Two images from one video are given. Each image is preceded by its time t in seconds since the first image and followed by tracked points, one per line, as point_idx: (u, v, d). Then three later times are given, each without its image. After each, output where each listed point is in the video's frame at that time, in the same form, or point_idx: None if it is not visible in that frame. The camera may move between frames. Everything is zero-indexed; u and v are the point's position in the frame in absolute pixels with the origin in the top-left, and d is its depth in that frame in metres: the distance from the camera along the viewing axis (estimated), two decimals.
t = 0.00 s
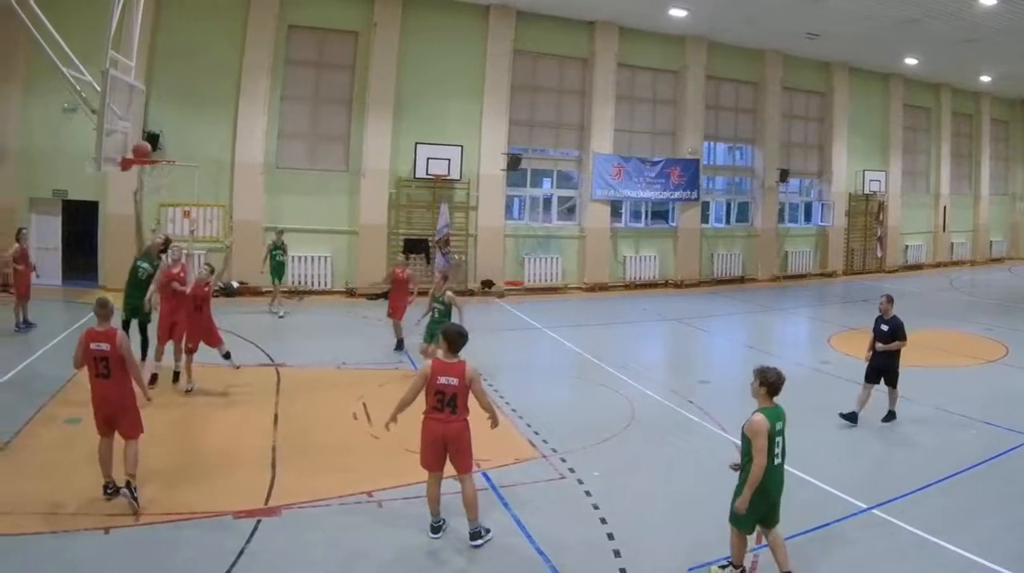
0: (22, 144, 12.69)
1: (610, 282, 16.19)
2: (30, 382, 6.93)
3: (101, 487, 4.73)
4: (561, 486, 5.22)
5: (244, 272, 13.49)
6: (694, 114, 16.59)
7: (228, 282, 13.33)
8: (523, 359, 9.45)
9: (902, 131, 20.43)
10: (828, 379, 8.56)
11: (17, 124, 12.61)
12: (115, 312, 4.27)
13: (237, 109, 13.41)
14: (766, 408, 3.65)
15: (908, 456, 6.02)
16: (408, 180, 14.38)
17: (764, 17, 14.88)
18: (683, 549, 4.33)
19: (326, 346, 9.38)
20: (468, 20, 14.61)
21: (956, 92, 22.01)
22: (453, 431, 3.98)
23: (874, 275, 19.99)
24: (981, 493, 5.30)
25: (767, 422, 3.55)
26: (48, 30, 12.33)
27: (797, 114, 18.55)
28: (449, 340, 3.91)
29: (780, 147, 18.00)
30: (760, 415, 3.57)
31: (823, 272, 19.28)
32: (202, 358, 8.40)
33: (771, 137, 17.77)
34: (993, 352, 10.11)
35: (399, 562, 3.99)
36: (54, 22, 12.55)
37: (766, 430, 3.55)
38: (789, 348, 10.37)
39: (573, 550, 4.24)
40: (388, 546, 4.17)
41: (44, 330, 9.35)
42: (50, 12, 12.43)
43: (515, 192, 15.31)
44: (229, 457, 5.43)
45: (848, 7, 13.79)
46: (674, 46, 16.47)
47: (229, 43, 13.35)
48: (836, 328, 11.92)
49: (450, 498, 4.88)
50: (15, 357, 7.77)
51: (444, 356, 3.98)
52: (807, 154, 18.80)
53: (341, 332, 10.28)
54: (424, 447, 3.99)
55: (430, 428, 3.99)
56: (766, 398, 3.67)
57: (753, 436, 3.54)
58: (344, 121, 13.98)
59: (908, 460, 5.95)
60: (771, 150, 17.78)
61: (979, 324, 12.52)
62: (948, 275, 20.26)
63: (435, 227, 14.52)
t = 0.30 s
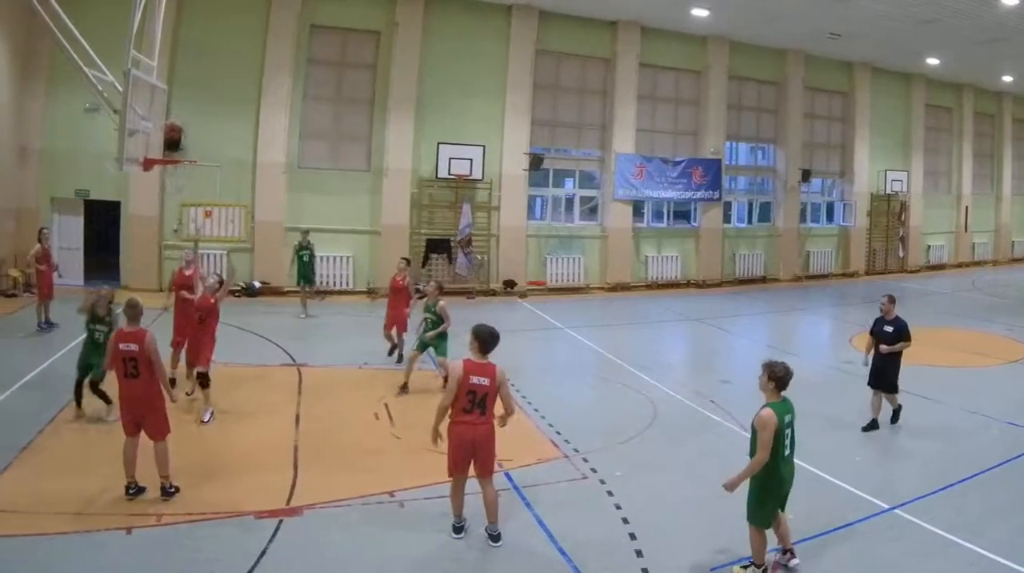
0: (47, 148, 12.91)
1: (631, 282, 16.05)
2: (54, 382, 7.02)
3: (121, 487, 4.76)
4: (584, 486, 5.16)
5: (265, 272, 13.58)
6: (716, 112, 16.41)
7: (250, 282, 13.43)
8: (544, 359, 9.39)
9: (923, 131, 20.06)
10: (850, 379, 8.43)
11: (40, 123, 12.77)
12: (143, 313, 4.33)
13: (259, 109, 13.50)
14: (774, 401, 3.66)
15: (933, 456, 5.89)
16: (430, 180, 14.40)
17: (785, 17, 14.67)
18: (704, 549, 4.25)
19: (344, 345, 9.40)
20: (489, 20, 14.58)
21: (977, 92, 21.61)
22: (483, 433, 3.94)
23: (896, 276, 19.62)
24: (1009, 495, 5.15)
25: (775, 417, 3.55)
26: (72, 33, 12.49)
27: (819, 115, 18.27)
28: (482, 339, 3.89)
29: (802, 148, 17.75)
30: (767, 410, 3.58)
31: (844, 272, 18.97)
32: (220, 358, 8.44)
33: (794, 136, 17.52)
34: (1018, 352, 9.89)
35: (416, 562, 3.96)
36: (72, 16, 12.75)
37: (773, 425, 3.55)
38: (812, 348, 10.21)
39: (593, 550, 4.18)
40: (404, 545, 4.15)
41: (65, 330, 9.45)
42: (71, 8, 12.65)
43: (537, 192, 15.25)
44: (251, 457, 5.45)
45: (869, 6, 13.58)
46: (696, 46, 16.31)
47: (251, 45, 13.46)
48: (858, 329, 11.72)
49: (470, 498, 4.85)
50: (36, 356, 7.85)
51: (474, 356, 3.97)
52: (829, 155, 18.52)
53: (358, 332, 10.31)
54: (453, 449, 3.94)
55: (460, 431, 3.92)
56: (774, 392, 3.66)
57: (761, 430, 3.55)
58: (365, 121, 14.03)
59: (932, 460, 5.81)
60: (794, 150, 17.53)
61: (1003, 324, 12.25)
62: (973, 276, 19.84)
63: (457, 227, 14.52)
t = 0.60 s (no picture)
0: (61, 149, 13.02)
1: (643, 282, 15.95)
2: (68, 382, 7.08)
3: (133, 487, 4.77)
4: (597, 486, 5.12)
5: (277, 272, 13.63)
6: (729, 111, 16.30)
7: (263, 282, 13.50)
8: (557, 358, 9.36)
9: (937, 131, 19.83)
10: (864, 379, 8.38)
11: (53, 123, 12.87)
12: (165, 313, 4.34)
13: (272, 110, 13.56)
14: (791, 397, 3.62)
15: (947, 456, 5.80)
16: (443, 179, 14.41)
17: (797, 17, 14.54)
18: (718, 549, 4.21)
19: (354, 345, 9.41)
20: (502, 19, 14.56)
21: (990, 92, 21.35)
22: (496, 433, 3.92)
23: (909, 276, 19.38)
24: None
25: (793, 412, 3.50)
26: (86, 34, 12.58)
27: (832, 115, 18.10)
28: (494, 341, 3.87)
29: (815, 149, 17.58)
30: (786, 405, 3.53)
31: (857, 272, 18.79)
32: (232, 358, 8.47)
33: (807, 136, 17.36)
34: None
35: (426, 559, 3.96)
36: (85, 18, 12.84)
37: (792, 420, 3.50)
38: (825, 348, 10.11)
39: (606, 550, 4.15)
40: (415, 543, 4.15)
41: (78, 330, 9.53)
42: (83, 9, 12.74)
43: (550, 191, 15.20)
44: (263, 456, 5.46)
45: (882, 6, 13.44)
46: (708, 45, 16.19)
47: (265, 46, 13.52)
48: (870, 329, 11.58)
49: (481, 498, 4.83)
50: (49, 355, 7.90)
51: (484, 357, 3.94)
52: (843, 155, 18.33)
53: (368, 332, 10.32)
54: (466, 451, 3.90)
55: (475, 433, 3.90)
56: (791, 389, 3.64)
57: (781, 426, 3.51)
58: (377, 121, 14.05)
59: (947, 460, 5.72)
60: (807, 150, 17.37)
61: (1016, 324, 12.08)
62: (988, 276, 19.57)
63: (469, 227, 14.52)
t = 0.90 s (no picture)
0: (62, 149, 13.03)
1: (643, 282, 15.95)
2: (68, 382, 7.08)
3: (133, 487, 4.77)
4: (597, 486, 5.12)
5: (277, 272, 13.64)
6: (729, 111, 16.29)
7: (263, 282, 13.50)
8: (557, 358, 9.37)
9: (937, 131, 19.83)
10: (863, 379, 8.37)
11: (53, 123, 12.89)
12: (166, 313, 4.35)
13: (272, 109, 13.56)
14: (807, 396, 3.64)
15: (946, 456, 5.80)
16: (442, 179, 14.40)
17: (797, 17, 14.54)
18: (718, 549, 4.21)
19: (353, 346, 9.42)
20: (502, 19, 14.56)
21: (990, 92, 21.35)
22: (478, 436, 3.93)
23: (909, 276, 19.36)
24: None
25: (811, 410, 3.54)
26: (87, 34, 12.58)
27: (832, 115, 18.11)
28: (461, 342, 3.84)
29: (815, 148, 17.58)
30: (803, 403, 3.57)
31: (858, 272, 18.79)
32: (232, 358, 8.47)
33: (807, 136, 17.36)
34: None
35: (425, 560, 3.96)
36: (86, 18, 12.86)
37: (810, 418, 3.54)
38: (826, 349, 10.10)
39: (605, 549, 4.15)
40: (416, 542, 4.16)
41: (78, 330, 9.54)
42: (84, 9, 12.74)
43: (550, 192, 15.21)
44: (263, 457, 5.45)
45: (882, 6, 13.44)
46: (709, 46, 16.19)
47: (265, 46, 13.52)
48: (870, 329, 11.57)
49: (481, 499, 4.82)
50: (48, 355, 7.90)
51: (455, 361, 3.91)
52: (843, 154, 18.33)
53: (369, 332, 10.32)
54: (449, 456, 3.88)
55: (460, 440, 3.87)
56: (805, 387, 3.66)
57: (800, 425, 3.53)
58: (377, 121, 14.05)
59: (947, 461, 5.71)
60: (807, 150, 17.37)
61: (1016, 324, 12.07)
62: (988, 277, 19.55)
63: (469, 227, 14.52)
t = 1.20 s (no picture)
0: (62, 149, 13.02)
1: (643, 282, 15.95)
2: (69, 383, 7.08)
3: (133, 487, 4.77)
4: (597, 486, 5.12)
5: (278, 272, 13.64)
6: (729, 111, 16.30)
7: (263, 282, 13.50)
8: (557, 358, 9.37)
9: (937, 131, 19.83)
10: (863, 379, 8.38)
11: (53, 124, 12.88)
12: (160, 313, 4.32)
13: (272, 110, 13.56)
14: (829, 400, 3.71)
15: (946, 456, 5.80)
16: (442, 180, 14.41)
17: (797, 17, 14.54)
18: (717, 549, 4.21)
19: (354, 346, 9.42)
20: (502, 20, 14.56)
21: (990, 92, 21.36)
22: (457, 432, 3.98)
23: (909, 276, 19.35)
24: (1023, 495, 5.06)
25: (834, 413, 3.61)
26: (87, 34, 12.58)
27: (832, 114, 18.11)
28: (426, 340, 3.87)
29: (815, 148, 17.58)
30: (826, 408, 3.63)
31: (858, 272, 18.79)
32: (232, 358, 8.47)
33: (807, 136, 17.36)
34: None
35: (425, 560, 3.96)
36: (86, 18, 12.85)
37: (832, 421, 3.62)
38: (826, 349, 10.10)
39: (605, 549, 4.15)
40: (416, 542, 4.16)
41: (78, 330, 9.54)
42: (83, 9, 12.74)
43: (550, 192, 15.21)
44: (262, 457, 5.45)
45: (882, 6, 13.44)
46: (709, 46, 16.19)
47: (264, 46, 13.52)
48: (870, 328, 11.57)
49: (481, 499, 4.82)
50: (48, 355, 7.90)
51: (426, 360, 3.95)
52: (843, 154, 18.33)
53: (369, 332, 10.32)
54: (432, 457, 3.89)
55: (438, 437, 3.90)
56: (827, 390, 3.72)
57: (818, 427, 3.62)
58: (377, 121, 14.05)
59: (947, 460, 5.72)
60: (807, 150, 17.37)
61: (1016, 324, 12.07)
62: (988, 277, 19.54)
63: (469, 227, 14.52)
